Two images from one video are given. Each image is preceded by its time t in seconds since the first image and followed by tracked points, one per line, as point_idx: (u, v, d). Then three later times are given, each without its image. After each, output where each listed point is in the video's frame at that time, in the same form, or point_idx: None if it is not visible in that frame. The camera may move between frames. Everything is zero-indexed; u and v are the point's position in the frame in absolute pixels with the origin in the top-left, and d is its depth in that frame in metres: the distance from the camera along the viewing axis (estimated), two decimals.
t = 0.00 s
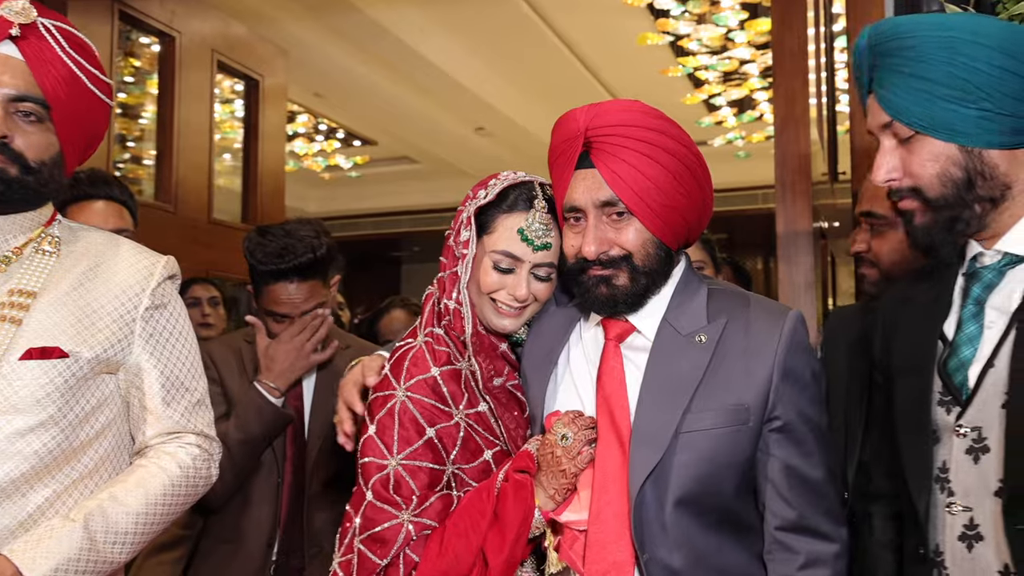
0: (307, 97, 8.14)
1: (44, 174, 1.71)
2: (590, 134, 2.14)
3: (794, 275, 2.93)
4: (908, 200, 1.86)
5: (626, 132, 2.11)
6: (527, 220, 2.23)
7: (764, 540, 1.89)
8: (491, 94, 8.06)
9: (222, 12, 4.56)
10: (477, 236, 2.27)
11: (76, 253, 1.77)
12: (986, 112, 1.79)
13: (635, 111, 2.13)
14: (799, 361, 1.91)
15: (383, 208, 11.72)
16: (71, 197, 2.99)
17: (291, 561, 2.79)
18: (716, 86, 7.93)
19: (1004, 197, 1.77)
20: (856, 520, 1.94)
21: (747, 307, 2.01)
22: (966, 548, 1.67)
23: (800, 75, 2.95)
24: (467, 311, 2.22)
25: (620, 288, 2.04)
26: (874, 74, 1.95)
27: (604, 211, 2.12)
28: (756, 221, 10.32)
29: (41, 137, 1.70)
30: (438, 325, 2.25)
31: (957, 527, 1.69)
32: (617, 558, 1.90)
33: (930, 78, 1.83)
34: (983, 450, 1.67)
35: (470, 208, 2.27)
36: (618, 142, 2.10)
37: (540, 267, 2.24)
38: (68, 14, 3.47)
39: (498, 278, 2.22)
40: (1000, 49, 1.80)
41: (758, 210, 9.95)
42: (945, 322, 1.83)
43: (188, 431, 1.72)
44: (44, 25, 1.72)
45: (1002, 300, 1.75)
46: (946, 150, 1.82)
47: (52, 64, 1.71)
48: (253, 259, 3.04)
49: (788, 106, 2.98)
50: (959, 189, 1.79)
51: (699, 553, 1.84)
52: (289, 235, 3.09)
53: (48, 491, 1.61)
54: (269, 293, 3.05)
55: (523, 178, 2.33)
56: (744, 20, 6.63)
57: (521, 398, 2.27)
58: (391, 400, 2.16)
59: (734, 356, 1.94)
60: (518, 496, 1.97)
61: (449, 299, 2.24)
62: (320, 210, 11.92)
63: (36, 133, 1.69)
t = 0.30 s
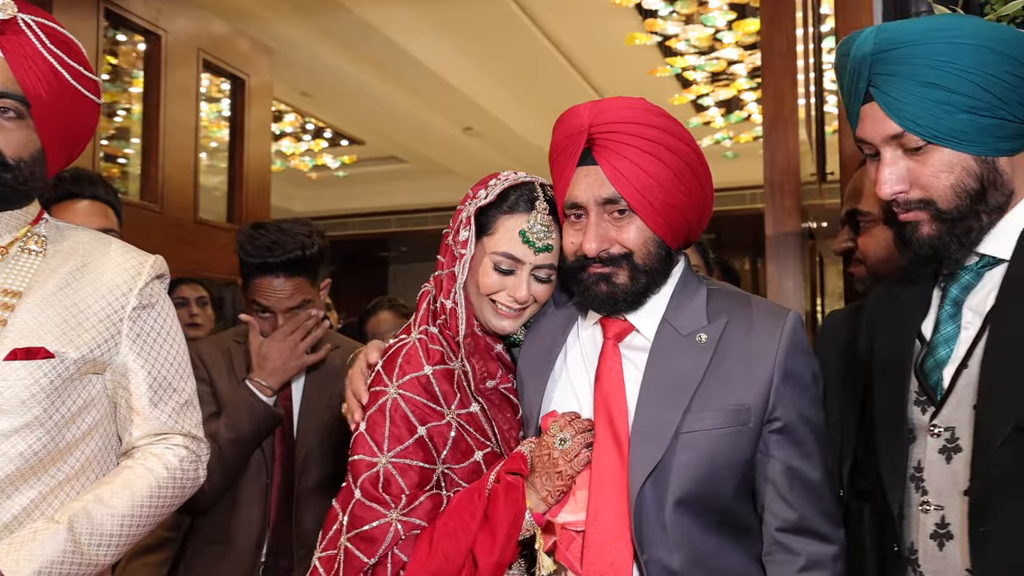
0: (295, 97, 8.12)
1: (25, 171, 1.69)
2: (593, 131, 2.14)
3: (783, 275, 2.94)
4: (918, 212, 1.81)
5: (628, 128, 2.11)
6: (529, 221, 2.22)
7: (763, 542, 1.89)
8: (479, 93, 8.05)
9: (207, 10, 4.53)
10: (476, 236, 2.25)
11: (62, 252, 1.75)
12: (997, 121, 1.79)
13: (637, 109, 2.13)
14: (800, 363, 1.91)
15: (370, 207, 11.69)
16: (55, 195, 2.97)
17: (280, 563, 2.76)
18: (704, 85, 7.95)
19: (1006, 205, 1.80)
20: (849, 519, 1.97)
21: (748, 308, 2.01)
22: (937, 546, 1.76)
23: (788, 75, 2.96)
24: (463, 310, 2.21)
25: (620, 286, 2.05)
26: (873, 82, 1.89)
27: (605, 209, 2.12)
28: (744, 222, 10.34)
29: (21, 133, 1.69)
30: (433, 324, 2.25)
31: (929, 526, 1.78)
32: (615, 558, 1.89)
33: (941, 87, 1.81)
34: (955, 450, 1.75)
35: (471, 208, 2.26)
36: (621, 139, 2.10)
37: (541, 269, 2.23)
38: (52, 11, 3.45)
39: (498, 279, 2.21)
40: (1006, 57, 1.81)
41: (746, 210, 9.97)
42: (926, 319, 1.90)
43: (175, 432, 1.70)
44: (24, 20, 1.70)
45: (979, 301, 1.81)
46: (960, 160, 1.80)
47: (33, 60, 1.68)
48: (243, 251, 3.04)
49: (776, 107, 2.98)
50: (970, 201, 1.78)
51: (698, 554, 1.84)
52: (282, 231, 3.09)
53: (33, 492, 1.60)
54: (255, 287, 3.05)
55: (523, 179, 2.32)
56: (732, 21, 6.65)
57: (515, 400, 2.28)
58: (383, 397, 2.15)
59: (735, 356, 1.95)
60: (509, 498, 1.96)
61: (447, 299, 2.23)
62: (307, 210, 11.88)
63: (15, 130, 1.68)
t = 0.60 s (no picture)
0: (285, 96, 8.09)
1: (9, 167, 1.67)
2: (597, 128, 2.16)
3: (775, 275, 2.94)
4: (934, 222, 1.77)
5: (631, 126, 2.13)
6: (531, 220, 2.22)
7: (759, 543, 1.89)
8: (470, 93, 8.05)
9: (197, 9, 4.51)
10: (477, 235, 2.24)
11: (52, 252, 1.74)
12: (1010, 122, 1.79)
13: (640, 107, 2.16)
14: (798, 363, 1.92)
15: (360, 207, 11.68)
16: (41, 195, 2.95)
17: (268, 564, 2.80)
18: (695, 86, 7.97)
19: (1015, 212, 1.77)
20: (842, 519, 1.99)
21: (749, 308, 2.01)
22: (919, 543, 1.80)
23: (780, 74, 2.96)
24: (466, 309, 2.21)
25: (620, 283, 2.06)
26: (883, 89, 1.85)
27: (608, 206, 2.13)
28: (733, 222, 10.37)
29: (4, 130, 1.67)
30: (433, 323, 2.24)
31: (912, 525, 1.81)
32: (614, 558, 1.89)
33: (954, 90, 1.79)
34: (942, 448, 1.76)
35: (472, 207, 2.25)
36: (625, 137, 2.12)
37: (542, 268, 2.23)
38: (40, 9, 3.42)
39: (500, 278, 2.20)
40: (1015, 57, 1.80)
41: (735, 210, 10.00)
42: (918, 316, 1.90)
43: (165, 432, 1.69)
44: (7, 16, 1.69)
45: (974, 299, 1.82)
46: (974, 163, 1.78)
47: (16, 56, 1.67)
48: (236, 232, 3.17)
49: (768, 106, 2.98)
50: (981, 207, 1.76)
51: (694, 552, 1.85)
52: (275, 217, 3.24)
53: (23, 493, 1.59)
54: (248, 266, 3.15)
55: (525, 178, 2.32)
56: (722, 22, 6.68)
57: (515, 401, 2.29)
58: (384, 396, 2.14)
59: (735, 356, 1.95)
60: (510, 501, 1.94)
61: (447, 298, 2.23)
62: (296, 209, 11.85)
63: None
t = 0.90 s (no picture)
0: (276, 96, 8.07)
1: None
2: (600, 129, 2.17)
3: (769, 277, 2.95)
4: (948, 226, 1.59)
5: (634, 127, 2.14)
6: (532, 226, 2.22)
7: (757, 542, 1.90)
8: (462, 94, 8.04)
9: (191, 9, 4.50)
10: (476, 238, 2.25)
11: (46, 252, 1.73)
12: (1021, 117, 1.63)
13: (641, 108, 2.17)
14: (797, 363, 1.92)
15: (352, 207, 11.66)
16: (32, 194, 2.94)
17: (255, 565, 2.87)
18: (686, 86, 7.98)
19: None
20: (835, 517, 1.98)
21: (748, 309, 2.02)
22: (901, 537, 1.77)
23: (773, 75, 2.99)
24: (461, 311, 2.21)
25: (620, 284, 2.06)
26: (883, 95, 1.71)
27: (608, 207, 2.14)
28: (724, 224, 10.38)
29: None
30: (427, 324, 2.23)
31: (897, 516, 1.79)
32: (613, 558, 1.89)
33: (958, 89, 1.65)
34: (930, 442, 1.75)
35: (471, 210, 2.26)
36: (627, 138, 2.13)
37: (541, 274, 2.23)
38: (33, 7, 3.41)
39: (499, 282, 2.20)
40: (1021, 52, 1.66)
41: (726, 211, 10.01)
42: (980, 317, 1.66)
43: (160, 433, 1.68)
44: None
45: None
46: (988, 161, 1.61)
47: (3, 54, 1.66)
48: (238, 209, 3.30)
49: (761, 106, 3.00)
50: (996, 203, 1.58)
51: (693, 553, 1.85)
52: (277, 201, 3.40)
53: (16, 494, 1.58)
54: (249, 240, 3.24)
55: (524, 182, 2.33)
56: (713, 22, 6.68)
57: (508, 402, 2.29)
58: (377, 398, 2.14)
59: (733, 356, 1.96)
60: (504, 501, 1.96)
61: (443, 300, 2.23)
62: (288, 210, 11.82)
63: None
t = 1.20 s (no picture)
0: (270, 96, 8.05)
1: None
2: (597, 129, 2.17)
3: (763, 278, 2.96)
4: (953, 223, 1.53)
5: (628, 129, 2.15)
6: (530, 227, 2.23)
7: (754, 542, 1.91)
8: (455, 94, 8.04)
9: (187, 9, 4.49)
10: (474, 239, 2.26)
11: (42, 253, 1.73)
12: None
13: (637, 110, 2.17)
14: (794, 364, 1.93)
15: (345, 207, 11.66)
16: (31, 193, 2.92)
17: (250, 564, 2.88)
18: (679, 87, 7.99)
19: None
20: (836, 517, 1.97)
21: (746, 311, 2.03)
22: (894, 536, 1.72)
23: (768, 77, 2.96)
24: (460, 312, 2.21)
25: (617, 285, 2.06)
26: (880, 94, 1.62)
27: (606, 208, 2.15)
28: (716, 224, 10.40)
29: None
30: (426, 325, 2.24)
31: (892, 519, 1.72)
32: (612, 558, 1.89)
33: (957, 81, 1.56)
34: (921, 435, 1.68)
35: (469, 211, 2.27)
36: (624, 139, 2.14)
37: (538, 274, 2.25)
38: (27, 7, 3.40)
39: (496, 282, 2.22)
40: (1021, 39, 1.57)
41: (718, 212, 10.03)
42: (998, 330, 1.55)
43: (157, 435, 1.68)
44: None
45: None
46: (992, 155, 1.53)
47: None
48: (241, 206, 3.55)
49: (755, 109, 2.97)
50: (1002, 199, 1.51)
51: (692, 552, 1.86)
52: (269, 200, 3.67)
53: (11, 496, 1.57)
54: (253, 233, 3.50)
55: (522, 183, 2.34)
56: (707, 23, 6.69)
57: (507, 403, 2.29)
58: (377, 398, 2.14)
59: (731, 357, 1.96)
60: (504, 502, 1.97)
61: (441, 300, 2.23)
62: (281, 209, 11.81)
63: None
